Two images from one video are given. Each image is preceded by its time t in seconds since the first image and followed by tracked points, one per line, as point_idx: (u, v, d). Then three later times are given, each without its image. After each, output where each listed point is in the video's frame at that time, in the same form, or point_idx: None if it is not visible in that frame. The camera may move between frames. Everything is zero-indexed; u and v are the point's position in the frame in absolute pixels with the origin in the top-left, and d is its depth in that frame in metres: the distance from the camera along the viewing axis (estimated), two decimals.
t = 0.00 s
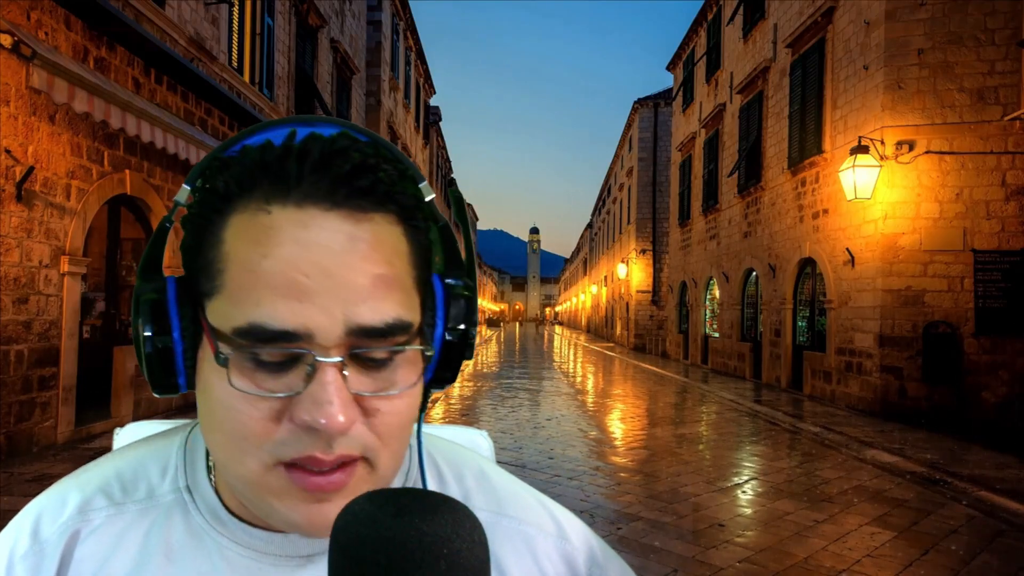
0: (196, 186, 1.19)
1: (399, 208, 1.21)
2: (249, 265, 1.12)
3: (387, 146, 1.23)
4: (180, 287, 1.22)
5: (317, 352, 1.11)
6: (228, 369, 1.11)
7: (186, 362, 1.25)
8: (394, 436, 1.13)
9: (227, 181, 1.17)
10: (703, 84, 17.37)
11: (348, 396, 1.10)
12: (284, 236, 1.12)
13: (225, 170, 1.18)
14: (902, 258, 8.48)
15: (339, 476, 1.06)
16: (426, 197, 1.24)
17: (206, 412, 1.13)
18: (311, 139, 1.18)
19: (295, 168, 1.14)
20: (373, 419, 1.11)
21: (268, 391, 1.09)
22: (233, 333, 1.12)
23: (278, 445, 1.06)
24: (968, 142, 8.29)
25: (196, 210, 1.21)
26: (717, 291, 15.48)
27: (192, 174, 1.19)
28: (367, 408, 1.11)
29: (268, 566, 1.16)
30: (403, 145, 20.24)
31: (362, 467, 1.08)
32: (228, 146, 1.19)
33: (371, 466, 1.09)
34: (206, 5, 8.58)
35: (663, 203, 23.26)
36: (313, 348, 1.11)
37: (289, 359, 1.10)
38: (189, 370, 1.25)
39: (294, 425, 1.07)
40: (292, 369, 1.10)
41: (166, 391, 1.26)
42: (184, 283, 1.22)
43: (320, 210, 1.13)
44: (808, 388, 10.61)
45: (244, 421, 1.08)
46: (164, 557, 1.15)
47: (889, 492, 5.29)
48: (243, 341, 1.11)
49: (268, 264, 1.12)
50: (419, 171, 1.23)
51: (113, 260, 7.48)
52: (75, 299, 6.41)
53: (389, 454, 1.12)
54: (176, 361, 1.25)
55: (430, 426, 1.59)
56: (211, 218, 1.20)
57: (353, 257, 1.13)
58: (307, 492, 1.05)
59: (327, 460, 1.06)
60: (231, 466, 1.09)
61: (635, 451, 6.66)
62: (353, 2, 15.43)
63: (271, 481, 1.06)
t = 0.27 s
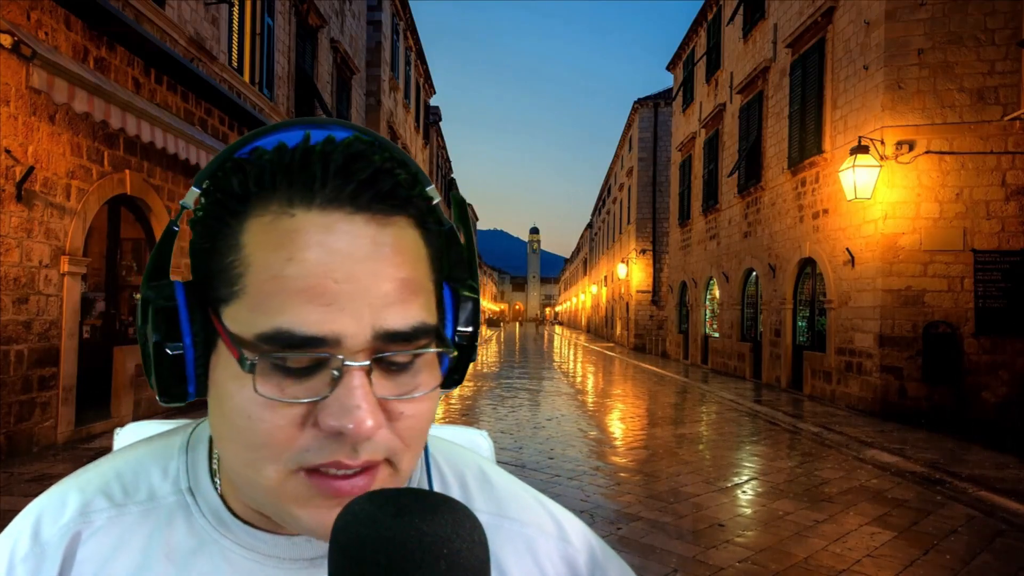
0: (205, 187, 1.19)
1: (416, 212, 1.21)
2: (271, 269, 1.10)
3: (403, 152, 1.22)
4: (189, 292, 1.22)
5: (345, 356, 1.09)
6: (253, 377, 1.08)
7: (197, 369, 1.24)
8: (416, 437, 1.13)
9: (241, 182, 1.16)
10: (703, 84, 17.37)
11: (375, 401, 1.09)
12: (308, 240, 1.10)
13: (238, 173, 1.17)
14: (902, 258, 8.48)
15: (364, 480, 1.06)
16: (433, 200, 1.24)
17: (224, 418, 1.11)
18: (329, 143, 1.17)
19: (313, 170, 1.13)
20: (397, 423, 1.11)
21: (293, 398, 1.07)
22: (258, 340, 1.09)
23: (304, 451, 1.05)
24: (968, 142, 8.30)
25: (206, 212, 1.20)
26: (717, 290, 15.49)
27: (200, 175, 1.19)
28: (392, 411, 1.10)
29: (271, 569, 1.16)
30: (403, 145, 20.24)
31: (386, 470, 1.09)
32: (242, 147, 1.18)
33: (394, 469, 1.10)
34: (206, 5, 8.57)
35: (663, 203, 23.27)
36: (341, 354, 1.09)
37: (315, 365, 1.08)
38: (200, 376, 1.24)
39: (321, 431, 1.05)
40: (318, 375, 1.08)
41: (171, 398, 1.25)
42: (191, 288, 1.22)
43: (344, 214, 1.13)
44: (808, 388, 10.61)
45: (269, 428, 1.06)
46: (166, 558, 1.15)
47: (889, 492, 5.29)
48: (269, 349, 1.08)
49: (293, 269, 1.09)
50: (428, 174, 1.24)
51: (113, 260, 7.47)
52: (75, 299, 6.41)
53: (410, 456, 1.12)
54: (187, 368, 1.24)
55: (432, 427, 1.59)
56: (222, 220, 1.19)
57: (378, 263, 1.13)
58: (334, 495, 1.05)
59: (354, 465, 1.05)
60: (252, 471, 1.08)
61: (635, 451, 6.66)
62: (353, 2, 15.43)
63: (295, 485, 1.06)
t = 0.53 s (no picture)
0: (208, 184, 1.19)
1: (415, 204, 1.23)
2: (279, 252, 1.10)
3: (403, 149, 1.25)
4: (193, 287, 1.21)
5: (352, 334, 1.09)
6: (259, 358, 1.08)
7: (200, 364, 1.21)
8: (422, 422, 1.13)
9: (246, 174, 1.16)
10: (703, 84, 17.37)
11: (382, 381, 1.08)
12: (317, 223, 1.11)
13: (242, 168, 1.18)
14: (902, 258, 8.48)
15: (373, 464, 1.04)
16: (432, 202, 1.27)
17: (230, 407, 1.09)
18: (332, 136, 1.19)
19: (318, 159, 1.14)
20: (403, 406, 1.10)
21: (300, 379, 1.06)
22: (265, 320, 1.09)
23: (312, 435, 1.03)
24: (968, 142, 8.30)
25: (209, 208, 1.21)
26: (717, 290, 15.49)
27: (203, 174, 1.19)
28: (398, 394, 1.10)
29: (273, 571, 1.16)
30: (403, 145, 20.24)
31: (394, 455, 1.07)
32: (246, 145, 1.20)
33: (403, 454, 1.08)
34: (206, 5, 8.57)
35: (663, 203, 23.27)
36: (349, 332, 1.09)
37: (322, 345, 1.08)
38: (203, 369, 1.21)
39: (330, 413, 1.04)
40: (325, 356, 1.08)
41: (172, 394, 1.23)
42: (194, 285, 1.22)
43: (351, 198, 1.14)
44: (808, 388, 10.61)
45: (277, 412, 1.05)
46: (167, 559, 1.15)
47: (889, 492, 5.29)
48: (277, 328, 1.08)
49: (301, 249, 1.09)
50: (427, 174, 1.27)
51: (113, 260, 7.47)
52: (75, 299, 6.41)
53: (417, 443, 1.11)
54: (189, 362, 1.21)
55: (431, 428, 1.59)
56: (226, 213, 1.20)
57: (385, 245, 1.14)
58: (343, 481, 1.03)
59: (362, 448, 1.03)
60: (258, 461, 1.05)
61: (635, 451, 6.66)
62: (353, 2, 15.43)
63: (304, 472, 1.03)
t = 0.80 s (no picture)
0: (209, 187, 1.22)
1: (396, 193, 1.25)
2: (251, 233, 1.15)
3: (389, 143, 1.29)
4: (189, 279, 1.23)
5: (314, 304, 1.12)
6: (226, 328, 1.13)
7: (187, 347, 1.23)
8: (392, 403, 1.11)
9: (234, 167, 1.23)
10: (703, 84, 17.37)
11: (343, 353, 1.10)
12: (286, 201, 1.16)
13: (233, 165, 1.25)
14: (902, 258, 8.48)
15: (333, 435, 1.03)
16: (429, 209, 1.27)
17: (203, 382, 1.13)
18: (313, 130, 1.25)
19: (290, 145, 1.19)
20: (368, 382, 1.09)
21: (262, 347, 1.10)
22: (234, 290, 1.14)
23: (271, 404, 1.04)
24: (968, 142, 8.30)
25: (205, 210, 1.23)
26: (717, 290, 15.49)
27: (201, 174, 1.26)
28: (362, 367, 1.10)
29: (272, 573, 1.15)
30: (403, 144, 20.24)
31: (359, 432, 1.06)
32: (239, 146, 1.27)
33: (368, 432, 1.07)
34: (206, 5, 8.57)
35: (663, 203, 23.27)
36: (310, 301, 1.12)
37: (286, 315, 1.12)
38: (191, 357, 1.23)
39: (289, 382, 1.05)
40: (288, 326, 1.11)
41: (167, 377, 1.25)
42: (195, 278, 1.24)
43: (321, 179, 1.19)
44: (808, 388, 10.61)
45: (239, 381, 1.08)
46: (166, 561, 1.15)
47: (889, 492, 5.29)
48: (244, 296, 1.13)
49: (269, 224, 1.14)
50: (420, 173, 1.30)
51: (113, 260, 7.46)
52: (75, 299, 6.41)
53: (388, 423, 1.10)
54: (177, 341, 1.23)
55: (432, 426, 1.59)
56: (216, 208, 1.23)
57: (353, 219, 1.17)
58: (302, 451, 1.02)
59: (320, 419, 1.04)
60: (225, 436, 1.07)
61: (635, 451, 6.66)
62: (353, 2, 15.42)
63: (265, 445, 1.03)
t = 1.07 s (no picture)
0: (207, 185, 1.24)
1: (387, 191, 1.25)
2: (235, 228, 1.17)
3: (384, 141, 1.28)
4: (185, 276, 1.24)
5: (288, 299, 1.11)
6: (204, 319, 1.14)
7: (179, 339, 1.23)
8: (371, 398, 1.09)
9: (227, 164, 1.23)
10: (703, 84, 17.37)
11: (317, 346, 1.09)
12: (267, 197, 1.17)
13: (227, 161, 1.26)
14: (902, 257, 8.48)
15: (307, 427, 1.04)
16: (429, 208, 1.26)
17: (188, 372, 1.15)
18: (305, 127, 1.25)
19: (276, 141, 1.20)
20: (344, 375, 1.08)
21: (238, 338, 1.11)
22: (212, 285, 1.15)
23: (245, 395, 1.05)
24: (968, 142, 8.30)
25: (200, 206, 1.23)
26: (717, 290, 15.49)
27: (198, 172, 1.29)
28: (336, 361, 1.09)
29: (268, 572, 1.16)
30: (403, 144, 20.24)
31: (336, 425, 1.05)
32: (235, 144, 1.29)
33: (346, 426, 1.06)
34: (206, 5, 8.57)
35: (663, 203, 23.27)
36: (285, 295, 1.12)
37: (263, 308, 1.12)
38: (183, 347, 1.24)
39: (263, 374, 1.06)
40: (264, 319, 1.12)
41: (161, 370, 1.25)
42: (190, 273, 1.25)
43: (304, 175, 1.19)
44: (808, 388, 10.61)
45: (216, 372, 1.09)
46: (166, 560, 1.15)
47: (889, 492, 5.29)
48: (221, 289, 1.14)
49: (249, 218, 1.15)
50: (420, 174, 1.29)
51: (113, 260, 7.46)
52: (75, 299, 6.41)
53: (368, 417, 1.08)
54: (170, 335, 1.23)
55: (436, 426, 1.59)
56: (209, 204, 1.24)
57: (331, 213, 1.15)
58: (278, 444, 1.03)
59: (292, 412, 1.04)
60: (206, 425, 1.09)
61: (635, 451, 6.66)
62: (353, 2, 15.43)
63: (241, 435, 1.05)
